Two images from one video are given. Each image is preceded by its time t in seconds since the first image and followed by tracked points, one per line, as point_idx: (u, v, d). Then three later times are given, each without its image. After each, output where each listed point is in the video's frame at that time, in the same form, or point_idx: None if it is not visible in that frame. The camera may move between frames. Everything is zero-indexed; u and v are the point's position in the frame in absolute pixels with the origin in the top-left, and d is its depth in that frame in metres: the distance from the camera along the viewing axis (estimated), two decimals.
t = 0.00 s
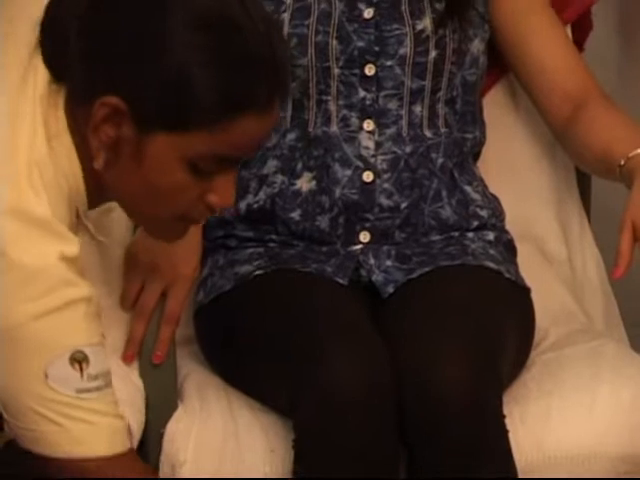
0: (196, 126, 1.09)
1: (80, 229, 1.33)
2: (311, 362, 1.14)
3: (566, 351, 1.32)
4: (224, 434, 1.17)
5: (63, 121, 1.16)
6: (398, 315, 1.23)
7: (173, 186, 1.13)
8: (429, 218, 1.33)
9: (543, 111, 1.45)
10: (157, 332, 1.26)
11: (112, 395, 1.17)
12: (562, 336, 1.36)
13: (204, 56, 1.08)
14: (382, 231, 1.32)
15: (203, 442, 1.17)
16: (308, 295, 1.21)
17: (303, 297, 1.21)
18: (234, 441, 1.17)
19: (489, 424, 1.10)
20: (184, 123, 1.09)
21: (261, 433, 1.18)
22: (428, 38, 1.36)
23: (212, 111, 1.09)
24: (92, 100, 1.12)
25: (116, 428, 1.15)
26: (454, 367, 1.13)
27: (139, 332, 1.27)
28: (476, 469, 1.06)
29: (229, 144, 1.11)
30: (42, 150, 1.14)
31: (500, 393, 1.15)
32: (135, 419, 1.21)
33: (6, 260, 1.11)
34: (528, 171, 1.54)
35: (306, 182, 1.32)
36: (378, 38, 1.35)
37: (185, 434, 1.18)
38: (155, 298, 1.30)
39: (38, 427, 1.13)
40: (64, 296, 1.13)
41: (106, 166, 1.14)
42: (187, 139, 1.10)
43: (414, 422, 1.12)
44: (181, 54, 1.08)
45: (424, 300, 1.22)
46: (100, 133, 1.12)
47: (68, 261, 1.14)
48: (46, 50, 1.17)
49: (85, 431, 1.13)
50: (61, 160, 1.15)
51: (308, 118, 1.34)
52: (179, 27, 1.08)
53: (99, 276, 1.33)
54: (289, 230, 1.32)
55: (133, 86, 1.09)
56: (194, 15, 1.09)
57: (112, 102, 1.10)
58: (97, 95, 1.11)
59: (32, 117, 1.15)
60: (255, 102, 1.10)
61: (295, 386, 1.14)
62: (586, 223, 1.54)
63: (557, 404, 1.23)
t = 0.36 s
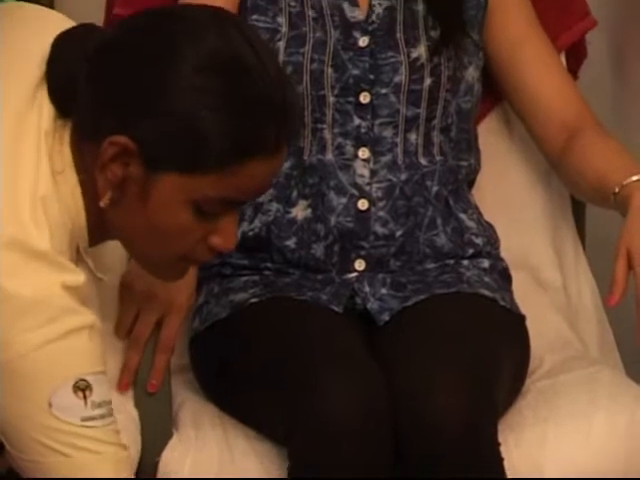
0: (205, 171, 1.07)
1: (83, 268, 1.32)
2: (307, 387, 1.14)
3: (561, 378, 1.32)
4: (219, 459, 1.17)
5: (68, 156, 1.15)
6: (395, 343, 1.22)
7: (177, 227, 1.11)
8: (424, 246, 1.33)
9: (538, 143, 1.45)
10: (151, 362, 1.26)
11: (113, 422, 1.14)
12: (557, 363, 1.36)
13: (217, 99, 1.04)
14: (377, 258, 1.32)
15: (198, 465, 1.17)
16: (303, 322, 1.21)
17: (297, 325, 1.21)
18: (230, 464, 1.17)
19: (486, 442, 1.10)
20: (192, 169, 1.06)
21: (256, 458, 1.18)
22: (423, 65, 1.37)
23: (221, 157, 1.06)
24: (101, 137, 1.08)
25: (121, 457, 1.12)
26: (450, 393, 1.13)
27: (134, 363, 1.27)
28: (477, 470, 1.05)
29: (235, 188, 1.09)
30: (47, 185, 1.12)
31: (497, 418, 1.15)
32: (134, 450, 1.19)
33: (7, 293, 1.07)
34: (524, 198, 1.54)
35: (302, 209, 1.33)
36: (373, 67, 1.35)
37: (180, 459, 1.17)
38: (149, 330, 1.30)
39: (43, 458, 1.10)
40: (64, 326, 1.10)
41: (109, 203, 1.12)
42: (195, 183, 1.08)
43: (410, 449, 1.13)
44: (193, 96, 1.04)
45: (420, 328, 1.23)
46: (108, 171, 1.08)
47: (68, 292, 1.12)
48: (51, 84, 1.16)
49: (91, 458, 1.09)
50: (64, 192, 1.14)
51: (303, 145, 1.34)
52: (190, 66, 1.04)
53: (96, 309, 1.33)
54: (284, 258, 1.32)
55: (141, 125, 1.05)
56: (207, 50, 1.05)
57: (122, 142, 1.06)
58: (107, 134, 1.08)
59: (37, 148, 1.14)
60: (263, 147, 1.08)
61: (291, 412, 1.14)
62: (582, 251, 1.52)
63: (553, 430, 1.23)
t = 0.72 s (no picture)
0: (206, 200, 1.07)
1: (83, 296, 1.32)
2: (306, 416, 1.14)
3: (559, 404, 1.32)
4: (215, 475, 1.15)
5: (70, 184, 1.15)
6: (392, 370, 1.22)
7: (179, 255, 1.11)
8: (422, 272, 1.33)
9: (536, 169, 1.46)
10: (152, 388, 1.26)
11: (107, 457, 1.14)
12: (555, 389, 1.36)
13: (218, 129, 1.05)
14: (375, 285, 1.32)
15: None
16: (302, 349, 1.21)
17: (295, 353, 1.21)
18: None
19: (483, 466, 1.10)
20: (195, 196, 1.06)
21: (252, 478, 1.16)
22: (421, 91, 1.37)
23: (223, 187, 1.06)
24: (104, 166, 1.09)
25: None
26: (446, 421, 1.13)
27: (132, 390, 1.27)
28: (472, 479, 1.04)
29: (238, 218, 1.09)
30: (46, 212, 1.13)
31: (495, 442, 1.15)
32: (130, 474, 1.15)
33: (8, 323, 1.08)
34: (521, 225, 1.54)
35: (300, 235, 1.33)
36: (371, 92, 1.36)
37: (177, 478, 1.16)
38: (146, 357, 1.29)
39: None
40: (61, 357, 1.10)
41: (111, 231, 1.12)
42: (196, 212, 1.08)
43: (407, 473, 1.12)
44: (193, 125, 1.04)
45: (417, 355, 1.23)
46: (109, 200, 1.09)
47: (66, 322, 1.12)
48: (54, 111, 1.17)
49: None
50: (63, 220, 1.14)
51: (301, 171, 1.35)
52: (191, 96, 1.04)
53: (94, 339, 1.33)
54: (282, 284, 1.32)
55: (142, 153, 1.05)
56: (208, 80, 1.05)
57: (124, 171, 1.06)
58: (110, 162, 1.08)
59: (38, 175, 1.14)
60: (266, 177, 1.08)
61: (288, 436, 1.14)
62: (579, 278, 1.53)
63: (551, 457, 1.23)
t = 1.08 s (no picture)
0: (205, 230, 1.07)
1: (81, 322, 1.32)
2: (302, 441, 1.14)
3: (555, 429, 1.32)
4: None
5: (68, 213, 1.15)
6: (389, 395, 1.23)
7: (177, 283, 1.11)
8: (418, 296, 1.33)
9: (532, 194, 1.46)
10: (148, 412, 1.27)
11: None
12: (552, 414, 1.36)
13: (218, 161, 1.05)
14: (372, 309, 1.33)
15: None
16: (299, 375, 1.21)
17: (292, 379, 1.21)
18: None
19: None
20: (191, 226, 1.06)
21: None
22: (418, 115, 1.38)
23: (223, 222, 1.06)
24: (102, 195, 1.09)
25: None
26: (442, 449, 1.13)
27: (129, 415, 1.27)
28: None
29: (236, 247, 1.09)
30: (45, 239, 1.13)
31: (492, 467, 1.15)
32: None
33: (3, 352, 1.08)
34: (517, 251, 1.54)
35: (297, 260, 1.33)
36: (367, 116, 1.36)
37: None
38: (144, 381, 1.30)
39: None
40: (60, 382, 1.11)
41: (109, 260, 1.12)
42: (195, 243, 1.08)
43: None
44: (195, 156, 1.04)
45: (414, 378, 1.23)
46: (107, 228, 1.09)
47: (65, 350, 1.13)
48: (52, 142, 1.17)
49: None
50: (63, 249, 1.15)
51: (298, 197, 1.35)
52: (193, 126, 1.05)
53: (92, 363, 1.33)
54: (279, 309, 1.32)
55: (140, 182, 1.06)
56: (209, 111, 1.05)
57: (122, 200, 1.06)
58: (109, 192, 1.08)
59: (36, 205, 1.14)
60: (264, 208, 1.08)
61: (283, 461, 1.14)
62: (576, 301, 1.54)
63: None
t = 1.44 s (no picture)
0: (202, 257, 1.07)
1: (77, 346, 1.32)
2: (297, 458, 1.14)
3: (551, 452, 1.32)
4: None
5: (62, 237, 1.15)
6: (385, 419, 1.23)
7: (170, 309, 1.11)
8: (414, 320, 1.33)
9: (527, 216, 1.46)
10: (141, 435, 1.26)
11: None
12: (548, 436, 1.36)
13: (214, 187, 1.05)
14: (367, 334, 1.32)
15: None
16: (295, 399, 1.22)
17: (287, 403, 1.21)
18: None
19: None
20: (185, 254, 1.07)
21: None
22: (413, 139, 1.38)
23: (218, 247, 1.07)
24: (96, 221, 1.09)
25: None
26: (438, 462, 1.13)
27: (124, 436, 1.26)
28: None
29: (231, 273, 1.09)
30: (41, 264, 1.13)
31: None
32: None
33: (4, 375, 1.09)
34: (513, 278, 1.54)
35: (292, 283, 1.33)
36: (362, 141, 1.37)
37: None
38: (138, 406, 1.29)
39: None
40: (59, 406, 1.11)
41: (102, 285, 1.13)
42: (190, 269, 1.08)
43: None
44: (190, 183, 1.04)
45: (410, 402, 1.23)
46: (100, 254, 1.09)
47: (62, 374, 1.12)
48: (48, 168, 1.17)
49: None
50: (56, 274, 1.15)
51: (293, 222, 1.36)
52: (186, 153, 1.04)
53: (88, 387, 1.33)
54: (274, 334, 1.32)
55: (134, 208, 1.06)
56: (203, 138, 1.05)
57: (115, 225, 1.07)
58: (103, 216, 1.08)
59: (30, 230, 1.14)
60: (258, 235, 1.08)
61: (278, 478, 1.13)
62: (571, 325, 1.53)
63: None
